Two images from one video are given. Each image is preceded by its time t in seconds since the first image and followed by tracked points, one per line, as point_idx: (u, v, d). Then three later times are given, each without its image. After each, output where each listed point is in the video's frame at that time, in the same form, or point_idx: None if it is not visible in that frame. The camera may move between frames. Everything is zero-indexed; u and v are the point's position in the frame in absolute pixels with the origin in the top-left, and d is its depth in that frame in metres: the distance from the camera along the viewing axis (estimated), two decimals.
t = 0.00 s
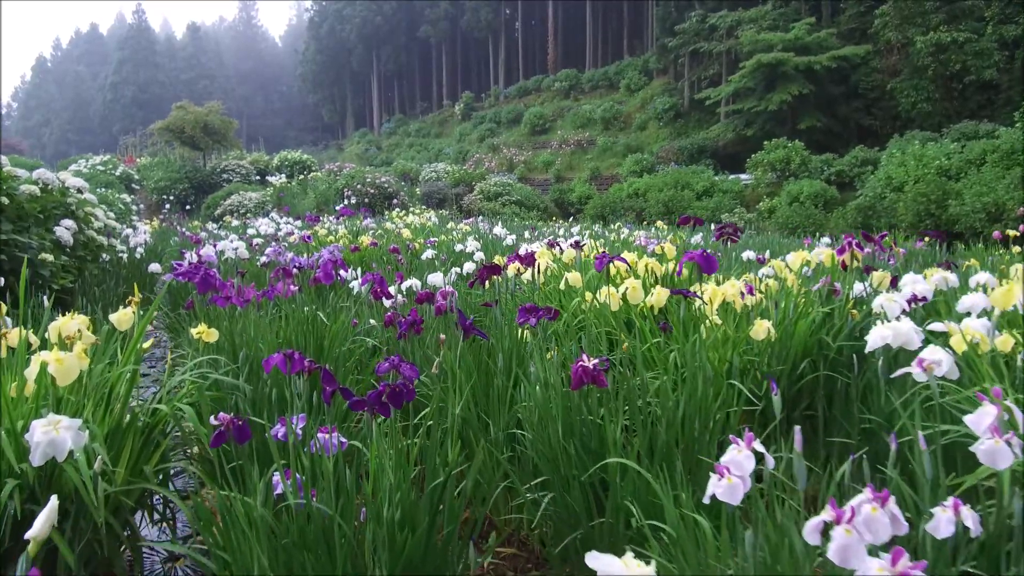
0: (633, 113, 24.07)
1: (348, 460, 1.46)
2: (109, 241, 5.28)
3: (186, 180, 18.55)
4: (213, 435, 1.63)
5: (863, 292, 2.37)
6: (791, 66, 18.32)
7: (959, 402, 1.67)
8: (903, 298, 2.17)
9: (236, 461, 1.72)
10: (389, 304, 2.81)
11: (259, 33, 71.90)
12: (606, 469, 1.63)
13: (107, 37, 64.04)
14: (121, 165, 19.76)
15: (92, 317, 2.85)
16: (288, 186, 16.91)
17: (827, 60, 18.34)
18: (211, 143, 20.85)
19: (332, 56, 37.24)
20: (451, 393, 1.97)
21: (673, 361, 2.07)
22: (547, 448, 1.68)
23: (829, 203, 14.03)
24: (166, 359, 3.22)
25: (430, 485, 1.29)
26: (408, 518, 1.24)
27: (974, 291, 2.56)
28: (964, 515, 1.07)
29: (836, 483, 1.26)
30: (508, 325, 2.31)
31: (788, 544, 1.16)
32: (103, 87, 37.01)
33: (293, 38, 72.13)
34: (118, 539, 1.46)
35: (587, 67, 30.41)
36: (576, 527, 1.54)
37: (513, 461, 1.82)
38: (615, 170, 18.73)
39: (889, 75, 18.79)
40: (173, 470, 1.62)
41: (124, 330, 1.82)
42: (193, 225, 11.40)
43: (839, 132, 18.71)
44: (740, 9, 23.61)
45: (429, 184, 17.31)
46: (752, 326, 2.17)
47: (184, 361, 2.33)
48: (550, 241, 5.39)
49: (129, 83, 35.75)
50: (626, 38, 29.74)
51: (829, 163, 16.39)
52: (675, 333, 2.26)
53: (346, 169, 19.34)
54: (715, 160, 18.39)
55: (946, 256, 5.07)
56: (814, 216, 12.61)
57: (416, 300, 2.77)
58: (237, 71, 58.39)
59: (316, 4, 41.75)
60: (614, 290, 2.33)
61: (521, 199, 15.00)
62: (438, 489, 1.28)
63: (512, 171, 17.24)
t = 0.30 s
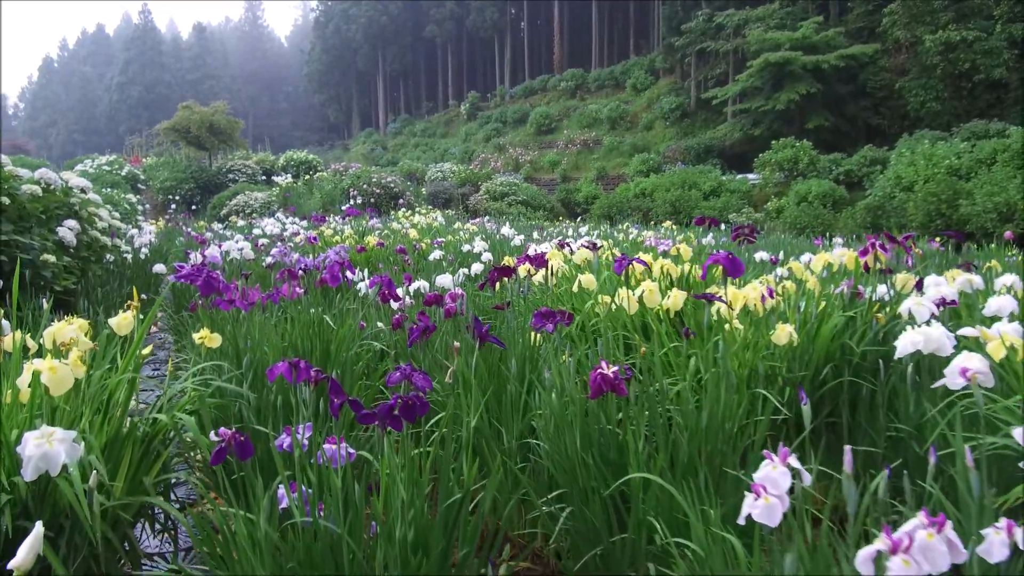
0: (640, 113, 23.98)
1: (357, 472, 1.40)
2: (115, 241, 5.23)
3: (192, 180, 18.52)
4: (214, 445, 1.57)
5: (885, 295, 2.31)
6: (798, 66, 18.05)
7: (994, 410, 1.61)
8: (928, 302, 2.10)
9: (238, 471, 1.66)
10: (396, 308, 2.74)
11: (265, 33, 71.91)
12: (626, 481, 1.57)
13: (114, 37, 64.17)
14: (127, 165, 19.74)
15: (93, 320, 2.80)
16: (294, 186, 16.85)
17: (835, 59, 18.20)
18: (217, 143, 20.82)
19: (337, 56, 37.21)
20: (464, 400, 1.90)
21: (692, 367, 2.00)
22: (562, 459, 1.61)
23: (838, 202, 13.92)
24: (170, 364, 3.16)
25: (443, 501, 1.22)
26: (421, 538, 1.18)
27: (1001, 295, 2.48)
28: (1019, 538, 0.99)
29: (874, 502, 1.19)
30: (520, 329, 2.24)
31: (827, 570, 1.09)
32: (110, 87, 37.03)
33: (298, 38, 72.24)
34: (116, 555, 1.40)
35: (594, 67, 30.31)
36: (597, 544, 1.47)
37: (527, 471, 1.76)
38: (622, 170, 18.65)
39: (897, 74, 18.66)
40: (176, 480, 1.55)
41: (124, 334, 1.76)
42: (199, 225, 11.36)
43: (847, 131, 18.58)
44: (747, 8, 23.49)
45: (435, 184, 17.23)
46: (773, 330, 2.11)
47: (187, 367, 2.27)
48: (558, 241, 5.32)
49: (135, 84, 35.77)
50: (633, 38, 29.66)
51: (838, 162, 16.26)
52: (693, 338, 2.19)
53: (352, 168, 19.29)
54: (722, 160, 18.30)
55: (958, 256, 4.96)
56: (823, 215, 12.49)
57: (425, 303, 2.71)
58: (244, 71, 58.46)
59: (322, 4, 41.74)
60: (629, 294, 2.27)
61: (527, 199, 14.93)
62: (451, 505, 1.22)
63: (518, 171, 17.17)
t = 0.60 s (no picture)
0: (651, 112, 23.86)
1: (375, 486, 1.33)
2: (124, 241, 5.18)
3: (203, 180, 18.51)
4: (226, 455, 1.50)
5: (919, 296, 2.23)
6: (811, 64, 17.81)
7: None
8: (967, 303, 2.01)
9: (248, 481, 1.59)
10: (409, 311, 2.68)
11: (276, 32, 72.04)
12: (657, 495, 1.49)
13: (126, 38, 64.45)
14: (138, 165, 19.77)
15: (100, 323, 2.74)
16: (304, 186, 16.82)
17: (848, 57, 17.99)
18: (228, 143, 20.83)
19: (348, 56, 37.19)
20: (483, 408, 1.82)
21: (722, 374, 1.92)
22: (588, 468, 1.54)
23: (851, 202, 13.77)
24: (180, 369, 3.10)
25: (467, 521, 1.14)
26: (444, 561, 1.11)
27: None
28: None
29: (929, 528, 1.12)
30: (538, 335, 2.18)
31: None
32: (122, 88, 37.18)
33: (308, 38, 72.38)
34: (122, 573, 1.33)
35: (604, 66, 30.18)
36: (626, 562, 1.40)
37: (550, 481, 1.68)
38: (633, 169, 18.55)
39: (910, 73, 18.44)
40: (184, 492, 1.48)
41: (132, 339, 1.69)
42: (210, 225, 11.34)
43: (860, 131, 18.38)
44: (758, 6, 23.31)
45: (445, 184, 17.16)
46: (802, 334, 2.03)
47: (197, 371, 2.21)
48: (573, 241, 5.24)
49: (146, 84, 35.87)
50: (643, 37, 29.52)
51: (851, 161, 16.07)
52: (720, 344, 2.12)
53: (362, 168, 19.26)
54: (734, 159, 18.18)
55: (982, 256, 4.83)
56: (836, 215, 12.35)
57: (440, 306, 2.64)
58: (255, 71, 58.60)
59: (332, 4, 41.76)
60: (652, 297, 2.19)
61: (538, 199, 14.85)
62: (474, 525, 1.14)
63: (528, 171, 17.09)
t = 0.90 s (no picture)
0: (660, 112, 23.78)
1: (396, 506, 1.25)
2: (135, 240, 5.12)
3: (213, 181, 18.51)
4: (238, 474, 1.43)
5: (957, 302, 2.13)
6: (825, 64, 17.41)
7: None
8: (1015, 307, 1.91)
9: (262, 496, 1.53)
10: (425, 313, 2.60)
11: (285, 32, 72.09)
12: (693, 515, 1.41)
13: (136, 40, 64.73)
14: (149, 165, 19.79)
15: (110, 326, 2.69)
16: (314, 186, 16.81)
17: (861, 56, 17.76)
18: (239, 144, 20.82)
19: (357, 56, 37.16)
20: (507, 417, 1.75)
21: (757, 381, 1.83)
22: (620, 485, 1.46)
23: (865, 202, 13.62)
24: (193, 373, 3.05)
25: (500, 547, 1.07)
26: None
27: None
28: None
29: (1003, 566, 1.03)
30: (562, 342, 2.10)
31: None
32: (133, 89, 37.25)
33: (318, 40, 72.54)
34: None
35: (613, 67, 30.07)
36: None
37: (578, 497, 1.61)
38: (643, 169, 18.45)
39: (924, 72, 18.20)
40: (193, 509, 1.42)
41: (141, 343, 1.62)
42: (220, 226, 11.33)
43: (873, 130, 18.16)
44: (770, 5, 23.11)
45: (455, 184, 17.11)
46: (838, 340, 1.94)
47: (209, 379, 2.14)
48: (589, 241, 5.16)
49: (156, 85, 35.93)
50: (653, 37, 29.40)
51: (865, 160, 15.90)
52: (751, 352, 2.04)
53: (373, 169, 19.22)
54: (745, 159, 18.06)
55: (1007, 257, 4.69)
56: (851, 215, 12.20)
57: (457, 310, 2.56)
58: (265, 72, 58.82)
59: (342, 5, 41.83)
60: (681, 300, 2.10)
61: (548, 199, 14.80)
62: (505, 553, 1.07)
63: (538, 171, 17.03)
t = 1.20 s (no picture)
0: (674, 112, 23.65)
1: (430, 543, 1.17)
2: (149, 243, 5.06)
3: (227, 181, 18.53)
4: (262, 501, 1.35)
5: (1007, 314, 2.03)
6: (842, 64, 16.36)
7: None
8: None
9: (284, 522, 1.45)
10: (446, 322, 2.53)
11: (301, 31, 72.29)
12: (743, 546, 1.33)
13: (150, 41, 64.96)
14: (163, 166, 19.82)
15: (125, 335, 2.63)
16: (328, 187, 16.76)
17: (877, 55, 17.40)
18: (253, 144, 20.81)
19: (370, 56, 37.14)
20: (540, 440, 1.67)
21: (802, 399, 1.75)
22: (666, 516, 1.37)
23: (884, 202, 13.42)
24: (211, 380, 2.99)
25: None
26: None
27: None
28: None
29: None
30: (592, 357, 2.02)
31: None
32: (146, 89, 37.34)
33: (331, 39, 72.65)
34: None
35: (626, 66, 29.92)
36: None
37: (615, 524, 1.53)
38: (657, 169, 18.33)
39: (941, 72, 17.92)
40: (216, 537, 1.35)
41: (157, 359, 1.55)
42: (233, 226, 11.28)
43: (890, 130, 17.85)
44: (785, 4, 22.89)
45: (468, 185, 17.04)
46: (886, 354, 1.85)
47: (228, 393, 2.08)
48: (608, 244, 5.07)
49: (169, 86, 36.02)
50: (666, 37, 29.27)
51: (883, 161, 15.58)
52: (790, 367, 1.95)
53: (386, 170, 19.18)
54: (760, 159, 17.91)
55: None
56: (869, 216, 12.03)
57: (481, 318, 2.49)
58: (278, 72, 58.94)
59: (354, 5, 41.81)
60: (719, 312, 2.02)
61: (561, 199, 14.73)
62: None
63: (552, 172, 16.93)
